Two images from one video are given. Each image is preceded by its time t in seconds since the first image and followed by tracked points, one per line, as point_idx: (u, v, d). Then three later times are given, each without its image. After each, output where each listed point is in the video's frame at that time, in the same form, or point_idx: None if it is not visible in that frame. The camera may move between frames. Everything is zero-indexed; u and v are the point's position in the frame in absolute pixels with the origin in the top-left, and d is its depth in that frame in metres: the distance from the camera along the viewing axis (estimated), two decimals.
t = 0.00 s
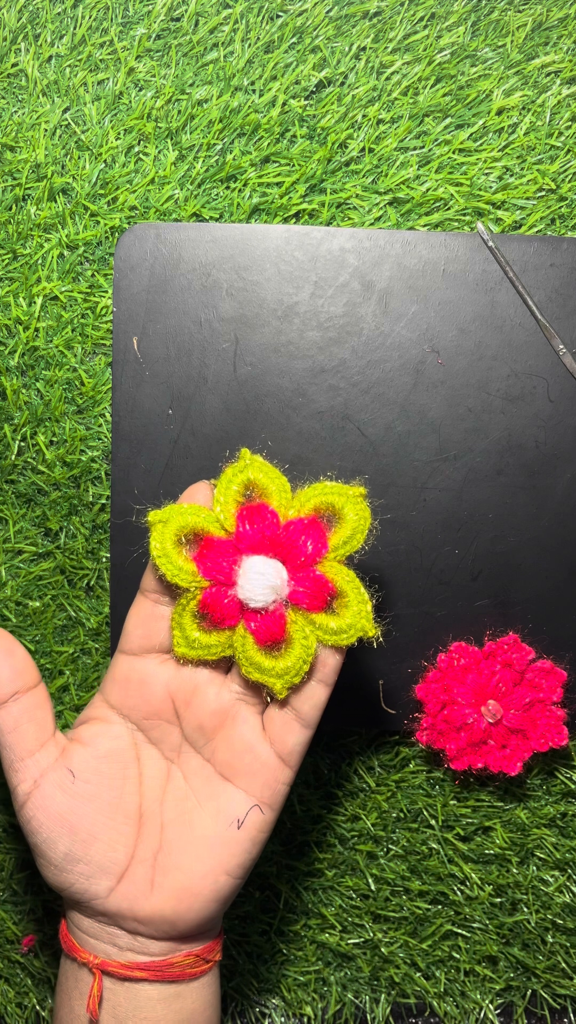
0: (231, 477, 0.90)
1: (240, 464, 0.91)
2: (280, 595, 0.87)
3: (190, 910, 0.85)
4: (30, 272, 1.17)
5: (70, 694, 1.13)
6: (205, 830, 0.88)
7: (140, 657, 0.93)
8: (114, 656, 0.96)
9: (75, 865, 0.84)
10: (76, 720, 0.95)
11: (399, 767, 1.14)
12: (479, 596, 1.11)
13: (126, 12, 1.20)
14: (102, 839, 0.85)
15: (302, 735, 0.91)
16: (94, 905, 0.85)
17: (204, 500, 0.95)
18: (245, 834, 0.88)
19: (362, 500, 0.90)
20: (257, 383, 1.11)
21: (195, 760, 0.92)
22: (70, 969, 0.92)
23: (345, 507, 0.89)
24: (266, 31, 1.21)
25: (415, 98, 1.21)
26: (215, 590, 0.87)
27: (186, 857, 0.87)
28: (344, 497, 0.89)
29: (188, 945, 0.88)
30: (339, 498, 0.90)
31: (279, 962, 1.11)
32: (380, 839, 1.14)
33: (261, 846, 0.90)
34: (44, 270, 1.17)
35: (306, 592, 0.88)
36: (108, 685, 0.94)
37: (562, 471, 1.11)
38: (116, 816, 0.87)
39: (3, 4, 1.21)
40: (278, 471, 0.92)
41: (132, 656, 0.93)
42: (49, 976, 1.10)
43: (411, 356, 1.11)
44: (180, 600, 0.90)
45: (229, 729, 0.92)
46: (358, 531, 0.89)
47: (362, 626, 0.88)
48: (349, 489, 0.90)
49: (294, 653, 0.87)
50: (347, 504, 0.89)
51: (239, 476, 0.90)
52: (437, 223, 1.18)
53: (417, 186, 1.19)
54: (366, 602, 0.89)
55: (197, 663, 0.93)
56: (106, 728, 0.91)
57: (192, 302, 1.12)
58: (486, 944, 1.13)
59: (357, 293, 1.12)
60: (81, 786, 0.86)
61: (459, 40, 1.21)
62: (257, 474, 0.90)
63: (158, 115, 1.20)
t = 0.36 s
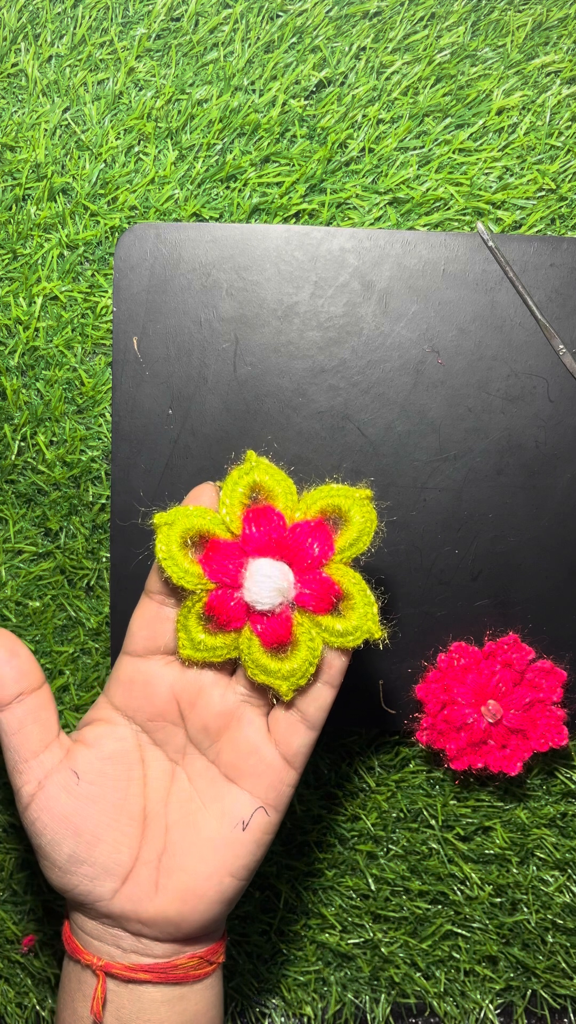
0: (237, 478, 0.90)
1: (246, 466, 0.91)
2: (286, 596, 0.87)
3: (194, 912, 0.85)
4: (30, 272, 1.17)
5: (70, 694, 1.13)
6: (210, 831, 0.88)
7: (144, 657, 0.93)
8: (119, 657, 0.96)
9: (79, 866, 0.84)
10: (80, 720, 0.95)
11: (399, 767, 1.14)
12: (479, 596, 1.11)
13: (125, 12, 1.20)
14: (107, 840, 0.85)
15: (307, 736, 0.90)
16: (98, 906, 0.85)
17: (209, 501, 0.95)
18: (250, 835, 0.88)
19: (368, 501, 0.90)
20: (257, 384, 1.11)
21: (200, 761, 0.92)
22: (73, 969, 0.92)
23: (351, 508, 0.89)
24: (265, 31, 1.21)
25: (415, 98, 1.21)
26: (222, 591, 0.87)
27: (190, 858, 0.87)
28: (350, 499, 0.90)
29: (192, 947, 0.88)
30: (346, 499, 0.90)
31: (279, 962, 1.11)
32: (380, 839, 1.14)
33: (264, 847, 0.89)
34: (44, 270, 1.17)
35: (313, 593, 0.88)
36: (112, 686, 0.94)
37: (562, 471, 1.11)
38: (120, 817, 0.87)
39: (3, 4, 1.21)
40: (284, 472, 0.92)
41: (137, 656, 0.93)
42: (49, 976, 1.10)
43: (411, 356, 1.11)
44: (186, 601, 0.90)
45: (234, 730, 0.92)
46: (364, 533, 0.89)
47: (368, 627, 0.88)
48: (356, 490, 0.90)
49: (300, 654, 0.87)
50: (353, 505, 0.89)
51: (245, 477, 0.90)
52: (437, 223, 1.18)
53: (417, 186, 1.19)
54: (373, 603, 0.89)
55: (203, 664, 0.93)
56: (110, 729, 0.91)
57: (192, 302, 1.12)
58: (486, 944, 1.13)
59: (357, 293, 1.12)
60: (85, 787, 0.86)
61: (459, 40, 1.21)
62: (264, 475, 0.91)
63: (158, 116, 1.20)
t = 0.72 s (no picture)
0: (234, 477, 0.90)
1: (244, 465, 0.91)
2: (284, 595, 0.87)
3: (194, 912, 0.85)
4: (30, 272, 1.17)
5: (70, 694, 1.13)
6: (209, 831, 0.88)
7: (143, 657, 0.93)
8: (118, 657, 0.96)
9: (78, 866, 0.84)
10: (79, 720, 0.95)
11: (399, 767, 1.14)
12: (479, 596, 1.11)
13: (125, 12, 1.20)
14: (106, 840, 0.85)
15: (307, 736, 0.91)
16: (98, 906, 0.85)
17: (206, 500, 0.95)
18: (250, 835, 0.88)
19: (366, 499, 0.90)
20: (257, 383, 1.11)
21: (199, 760, 0.92)
22: (73, 969, 0.92)
23: (349, 507, 0.89)
24: (266, 31, 1.21)
25: (415, 98, 1.21)
26: (220, 591, 0.87)
27: (190, 858, 0.87)
28: (348, 497, 0.90)
29: (192, 946, 0.88)
30: (344, 498, 0.90)
31: (280, 962, 1.11)
32: (380, 839, 1.14)
33: (264, 847, 0.89)
34: (44, 270, 1.17)
35: (311, 592, 0.88)
36: (111, 685, 0.94)
37: (562, 471, 1.11)
38: (120, 817, 0.87)
39: (3, 4, 1.21)
40: (281, 471, 0.92)
41: (136, 656, 0.93)
42: (49, 977, 1.10)
43: (411, 356, 1.11)
44: (184, 600, 0.90)
45: (233, 729, 0.91)
46: (362, 531, 0.89)
47: (366, 625, 0.88)
48: (353, 488, 0.91)
49: (299, 653, 0.87)
50: (351, 504, 0.89)
51: (242, 476, 0.90)
52: (437, 223, 1.18)
53: (417, 186, 1.19)
54: (371, 602, 0.89)
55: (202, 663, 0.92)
56: (110, 728, 0.91)
57: (191, 302, 1.12)
58: (485, 944, 1.13)
59: (357, 293, 1.12)
60: (84, 787, 0.86)
61: (459, 40, 1.21)
62: (260, 474, 0.90)
63: (158, 116, 1.20)
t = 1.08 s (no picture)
0: (221, 470, 0.90)
1: (231, 457, 0.91)
2: (274, 588, 0.87)
3: (185, 909, 0.85)
4: (30, 272, 1.17)
5: (70, 694, 1.13)
6: (200, 827, 0.88)
7: (131, 653, 0.93)
8: (107, 654, 0.96)
9: (68, 865, 0.84)
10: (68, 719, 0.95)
11: (399, 767, 1.14)
12: (479, 596, 1.11)
13: (125, 12, 1.20)
14: (96, 838, 0.85)
15: (298, 730, 0.91)
16: (89, 905, 0.85)
17: (194, 492, 0.95)
18: (242, 831, 0.88)
19: (354, 491, 0.91)
20: (257, 384, 1.11)
21: (190, 756, 0.92)
22: (65, 969, 0.92)
23: (338, 499, 0.90)
24: (266, 31, 1.21)
25: (415, 98, 1.21)
26: (208, 584, 0.87)
27: (181, 855, 0.87)
28: (336, 489, 0.90)
29: (185, 944, 0.88)
30: (332, 490, 0.90)
31: (280, 962, 1.11)
32: (380, 839, 1.14)
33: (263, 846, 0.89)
34: (44, 270, 1.17)
35: (300, 584, 0.88)
36: (100, 683, 0.94)
37: (562, 471, 1.11)
38: (109, 814, 0.87)
39: (3, 4, 1.21)
40: (268, 463, 0.93)
41: (125, 652, 0.93)
42: (49, 977, 1.10)
43: (411, 356, 1.11)
44: (172, 595, 0.89)
45: (223, 725, 0.91)
46: (351, 524, 0.90)
47: (357, 617, 0.89)
48: (341, 480, 0.91)
49: (289, 647, 0.87)
50: (339, 496, 0.90)
51: (230, 469, 0.90)
52: (437, 223, 1.18)
53: (417, 186, 1.19)
54: (360, 593, 0.90)
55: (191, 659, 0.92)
56: (99, 726, 0.91)
57: (192, 302, 1.12)
58: (486, 944, 1.12)
59: (357, 293, 1.12)
60: (73, 784, 0.86)
61: (459, 40, 1.21)
62: (248, 466, 0.91)
63: (158, 115, 1.20)
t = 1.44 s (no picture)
0: (208, 460, 0.90)
1: (217, 447, 0.91)
2: (262, 576, 0.87)
3: (180, 900, 0.85)
4: (30, 272, 1.17)
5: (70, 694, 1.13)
6: (193, 819, 0.88)
7: (121, 647, 0.93)
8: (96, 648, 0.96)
9: (61, 859, 0.84)
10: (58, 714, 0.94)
11: (399, 767, 1.14)
12: (479, 596, 1.11)
13: (126, 12, 1.20)
14: (89, 832, 0.85)
15: (289, 720, 0.92)
16: (83, 899, 0.85)
17: (181, 484, 0.95)
18: (235, 821, 0.89)
19: (341, 478, 0.91)
20: (257, 384, 1.11)
21: (181, 748, 0.92)
22: (60, 965, 0.92)
23: (325, 486, 0.90)
24: (266, 31, 1.21)
25: (415, 98, 1.21)
26: (197, 575, 0.87)
27: (174, 847, 0.87)
28: (323, 475, 0.90)
29: (180, 936, 0.88)
30: (319, 476, 0.90)
31: (280, 962, 1.11)
32: (380, 839, 1.14)
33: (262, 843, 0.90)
34: (44, 270, 1.17)
35: (289, 572, 0.88)
36: (89, 677, 0.93)
37: (562, 471, 1.11)
38: (101, 808, 0.86)
39: (3, 4, 1.21)
40: (254, 452, 0.93)
41: (114, 645, 0.93)
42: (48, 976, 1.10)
43: (411, 356, 1.11)
44: (160, 586, 0.90)
45: (213, 716, 0.92)
46: (338, 510, 0.90)
47: (346, 603, 0.88)
48: (328, 466, 0.91)
49: (279, 635, 0.87)
50: (326, 483, 0.90)
51: (216, 459, 0.91)
52: (437, 223, 1.18)
53: (417, 186, 1.19)
54: (349, 580, 0.89)
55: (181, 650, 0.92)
56: (89, 720, 0.91)
57: (192, 302, 1.12)
58: (486, 944, 1.12)
59: (357, 293, 1.12)
60: (65, 779, 0.86)
61: (459, 40, 1.21)
62: (234, 455, 0.91)
63: (158, 115, 1.20)
